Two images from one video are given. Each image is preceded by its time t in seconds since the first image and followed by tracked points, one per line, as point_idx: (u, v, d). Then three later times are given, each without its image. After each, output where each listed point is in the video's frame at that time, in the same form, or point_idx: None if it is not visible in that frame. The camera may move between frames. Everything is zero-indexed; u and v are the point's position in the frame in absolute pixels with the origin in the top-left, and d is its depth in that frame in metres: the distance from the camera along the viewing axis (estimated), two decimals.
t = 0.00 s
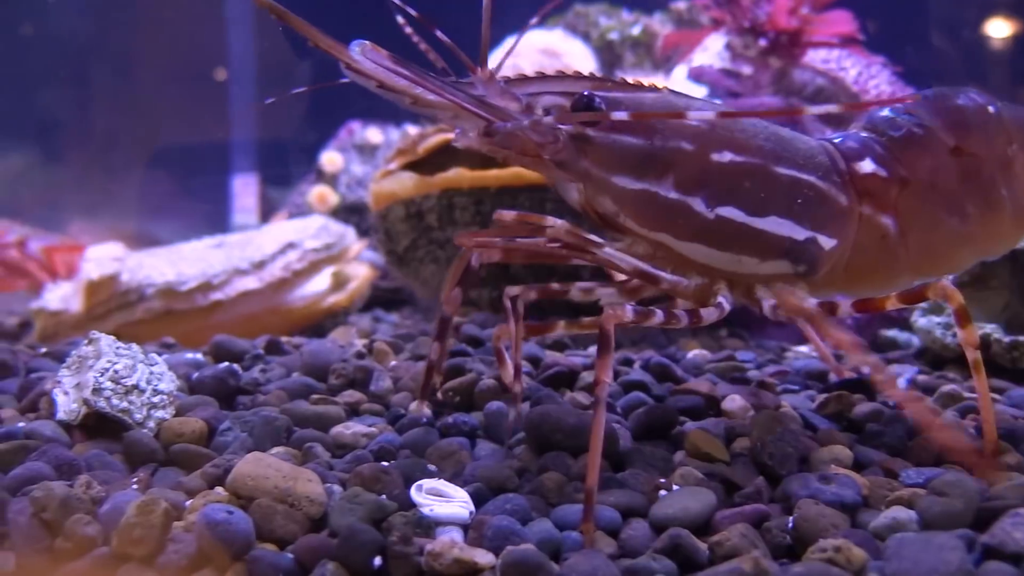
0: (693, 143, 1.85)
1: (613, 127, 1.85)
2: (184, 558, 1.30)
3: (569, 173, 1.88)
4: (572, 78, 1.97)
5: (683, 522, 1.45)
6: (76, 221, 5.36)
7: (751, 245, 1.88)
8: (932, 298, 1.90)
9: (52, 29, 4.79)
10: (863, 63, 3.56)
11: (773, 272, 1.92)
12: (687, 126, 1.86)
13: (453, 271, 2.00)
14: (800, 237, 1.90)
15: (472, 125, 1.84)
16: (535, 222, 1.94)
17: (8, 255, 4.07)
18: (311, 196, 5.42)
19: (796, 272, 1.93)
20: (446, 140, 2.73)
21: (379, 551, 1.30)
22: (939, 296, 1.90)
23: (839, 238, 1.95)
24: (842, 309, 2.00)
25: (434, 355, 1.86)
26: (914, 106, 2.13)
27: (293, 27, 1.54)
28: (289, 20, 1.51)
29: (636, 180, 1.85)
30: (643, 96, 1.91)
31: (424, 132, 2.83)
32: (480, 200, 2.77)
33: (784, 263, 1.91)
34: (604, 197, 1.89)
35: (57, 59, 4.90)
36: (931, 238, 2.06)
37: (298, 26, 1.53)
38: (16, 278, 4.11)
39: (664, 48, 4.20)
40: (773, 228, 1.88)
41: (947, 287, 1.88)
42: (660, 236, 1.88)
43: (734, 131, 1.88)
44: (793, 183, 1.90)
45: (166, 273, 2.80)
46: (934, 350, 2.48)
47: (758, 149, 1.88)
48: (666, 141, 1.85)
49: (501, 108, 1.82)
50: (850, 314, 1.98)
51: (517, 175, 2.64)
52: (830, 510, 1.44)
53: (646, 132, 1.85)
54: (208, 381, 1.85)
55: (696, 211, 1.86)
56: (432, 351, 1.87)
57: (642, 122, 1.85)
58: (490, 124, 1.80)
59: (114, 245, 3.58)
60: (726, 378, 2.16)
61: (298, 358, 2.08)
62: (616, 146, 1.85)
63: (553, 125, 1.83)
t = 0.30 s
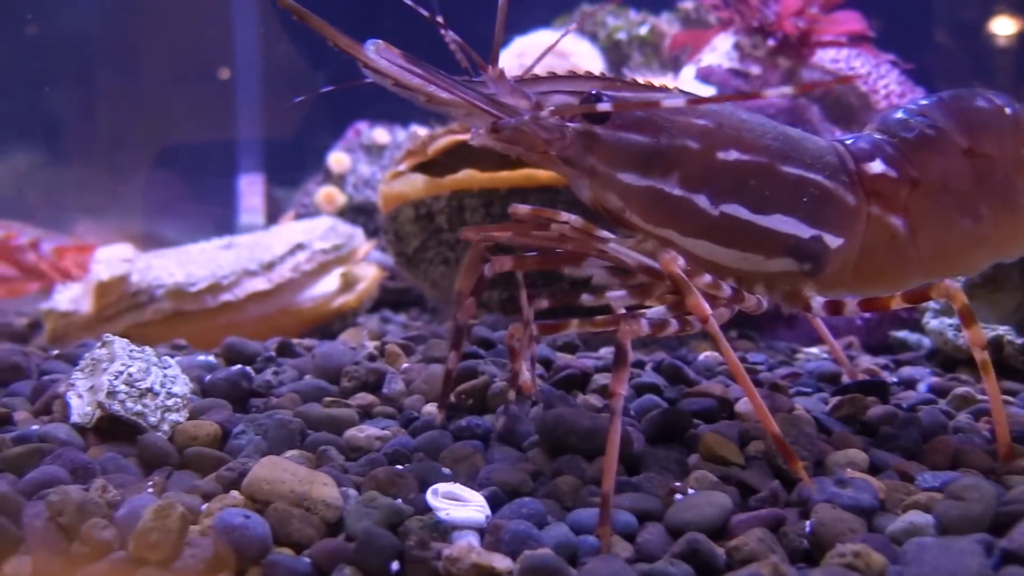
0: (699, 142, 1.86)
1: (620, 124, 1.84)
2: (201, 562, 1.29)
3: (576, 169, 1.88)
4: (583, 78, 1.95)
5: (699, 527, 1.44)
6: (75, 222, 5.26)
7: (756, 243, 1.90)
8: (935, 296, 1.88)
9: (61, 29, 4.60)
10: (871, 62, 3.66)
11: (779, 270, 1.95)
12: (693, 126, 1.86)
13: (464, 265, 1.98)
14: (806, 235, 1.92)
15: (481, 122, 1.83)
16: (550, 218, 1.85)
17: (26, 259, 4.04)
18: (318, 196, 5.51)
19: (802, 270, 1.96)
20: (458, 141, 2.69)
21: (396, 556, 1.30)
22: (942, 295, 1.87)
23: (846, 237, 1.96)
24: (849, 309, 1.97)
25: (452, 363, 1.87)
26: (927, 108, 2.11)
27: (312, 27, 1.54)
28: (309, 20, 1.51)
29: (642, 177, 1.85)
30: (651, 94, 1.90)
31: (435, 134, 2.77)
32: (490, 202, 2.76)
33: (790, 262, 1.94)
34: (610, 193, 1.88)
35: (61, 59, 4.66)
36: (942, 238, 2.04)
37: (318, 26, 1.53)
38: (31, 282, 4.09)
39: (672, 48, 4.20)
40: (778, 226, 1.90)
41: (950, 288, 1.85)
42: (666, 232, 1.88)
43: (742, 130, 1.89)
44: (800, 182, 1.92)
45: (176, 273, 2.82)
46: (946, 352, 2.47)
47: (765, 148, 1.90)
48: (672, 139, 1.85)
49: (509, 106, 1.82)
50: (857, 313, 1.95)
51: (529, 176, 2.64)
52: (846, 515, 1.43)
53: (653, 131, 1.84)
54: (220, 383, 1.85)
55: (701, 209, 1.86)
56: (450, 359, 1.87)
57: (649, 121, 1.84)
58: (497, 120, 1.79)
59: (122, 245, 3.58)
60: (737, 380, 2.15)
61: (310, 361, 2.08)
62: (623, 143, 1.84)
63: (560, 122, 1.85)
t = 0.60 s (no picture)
0: (710, 143, 1.85)
1: (633, 124, 1.84)
2: (217, 564, 1.29)
3: (586, 169, 1.90)
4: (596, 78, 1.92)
5: (716, 529, 1.43)
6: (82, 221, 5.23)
7: (765, 243, 1.89)
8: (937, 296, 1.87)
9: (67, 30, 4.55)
10: (882, 62, 3.65)
11: (788, 271, 1.95)
12: (705, 127, 1.84)
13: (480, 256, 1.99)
14: (815, 236, 1.91)
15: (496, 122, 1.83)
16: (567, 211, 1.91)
17: (40, 257, 4.03)
18: (325, 195, 5.56)
19: (812, 270, 1.96)
20: (468, 143, 2.65)
21: (414, 558, 1.30)
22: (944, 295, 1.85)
23: (856, 238, 1.96)
24: (857, 309, 1.98)
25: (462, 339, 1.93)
26: (943, 110, 2.08)
27: (332, 28, 1.53)
28: (332, 23, 1.50)
29: (652, 177, 1.85)
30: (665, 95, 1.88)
31: (444, 134, 2.73)
32: (501, 202, 2.77)
33: (798, 262, 1.94)
34: (620, 193, 1.90)
35: (66, 59, 4.59)
36: (954, 240, 2.03)
37: (338, 28, 1.53)
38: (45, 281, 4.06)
39: (680, 47, 4.20)
40: (787, 227, 1.89)
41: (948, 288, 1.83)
42: (676, 232, 1.89)
43: (754, 131, 1.88)
44: (810, 183, 1.90)
45: (186, 273, 2.82)
46: (958, 353, 2.46)
47: (776, 149, 1.88)
48: (683, 141, 1.84)
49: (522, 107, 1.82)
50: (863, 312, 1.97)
51: (539, 176, 2.64)
52: (865, 517, 1.42)
53: (664, 132, 1.84)
54: (233, 384, 1.85)
55: (709, 209, 1.86)
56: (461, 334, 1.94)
57: (661, 121, 1.84)
58: (508, 121, 1.80)
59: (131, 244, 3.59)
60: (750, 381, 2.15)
61: (323, 362, 2.08)
62: (634, 144, 1.84)
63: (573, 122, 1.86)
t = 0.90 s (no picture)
0: (715, 143, 1.83)
1: (640, 123, 1.84)
2: (236, 567, 1.29)
3: (592, 167, 1.91)
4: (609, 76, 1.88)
5: (735, 532, 1.43)
6: (85, 222, 4.94)
7: (768, 242, 1.87)
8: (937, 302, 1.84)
9: (73, 29, 4.60)
10: (890, 62, 3.64)
11: (792, 271, 1.92)
12: (712, 128, 1.83)
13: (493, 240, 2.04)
14: (816, 237, 1.88)
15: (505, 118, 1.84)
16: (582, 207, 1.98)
17: (53, 259, 4.04)
18: (333, 197, 5.43)
19: (815, 271, 1.92)
20: (478, 144, 2.70)
21: (434, 562, 1.29)
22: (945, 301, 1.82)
23: (860, 240, 1.91)
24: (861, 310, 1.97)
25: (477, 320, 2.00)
26: (957, 112, 2.01)
27: (349, 25, 1.57)
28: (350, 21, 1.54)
29: (655, 176, 1.85)
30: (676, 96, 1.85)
31: (456, 135, 2.78)
32: (511, 203, 2.80)
33: (802, 263, 1.90)
34: (625, 190, 1.90)
35: (69, 58, 4.60)
36: (963, 245, 1.97)
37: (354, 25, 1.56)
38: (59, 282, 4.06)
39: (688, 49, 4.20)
40: (789, 228, 1.87)
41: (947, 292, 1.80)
42: (679, 229, 1.89)
43: (760, 131, 1.85)
44: (814, 184, 1.86)
45: (196, 274, 2.82)
46: (971, 355, 2.46)
47: (782, 149, 1.85)
48: (688, 141, 1.83)
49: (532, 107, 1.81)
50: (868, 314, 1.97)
51: (551, 177, 2.60)
52: (886, 520, 1.41)
53: (671, 131, 1.83)
54: (247, 387, 1.85)
55: (712, 208, 1.85)
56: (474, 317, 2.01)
57: (668, 122, 1.83)
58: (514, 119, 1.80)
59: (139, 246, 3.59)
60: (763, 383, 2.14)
61: (336, 363, 2.08)
62: (641, 143, 1.85)
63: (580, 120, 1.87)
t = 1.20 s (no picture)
0: (726, 142, 1.83)
1: (654, 123, 1.85)
2: (256, 568, 1.28)
3: (605, 164, 1.91)
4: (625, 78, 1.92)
5: (755, 534, 1.42)
6: (97, 220, 5.01)
7: (779, 241, 1.86)
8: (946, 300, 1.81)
9: (78, 31, 4.60)
10: (902, 63, 3.64)
11: (803, 270, 1.90)
12: (724, 127, 1.83)
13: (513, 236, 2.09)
14: (827, 236, 1.86)
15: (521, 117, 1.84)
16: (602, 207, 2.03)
17: (70, 256, 4.17)
18: (341, 197, 5.42)
19: (826, 270, 1.90)
20: (490, 143, 2.70)
21: (455, 563, 1.29)
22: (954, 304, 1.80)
23: (871, 239, 1.89)
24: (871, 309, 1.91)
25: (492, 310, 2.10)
26: (975, 112, 1.98)
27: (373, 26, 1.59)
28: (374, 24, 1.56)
29: (667, 174, 1.85)
30: (689, 96, 1.87)
31: (467, 134, 2.78)
32: (525, 203, 2.78)
33: (813, 262, 1.89)
34: (638, 187, 1.90)
35: (73, 57, 4.61)
36: (976, 246, 1.95)
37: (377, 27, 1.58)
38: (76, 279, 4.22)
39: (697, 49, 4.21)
40: (799, 226, 1.85)
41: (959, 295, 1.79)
42: (690, 228, 1.88)
43: (772, 131, 1.84)
44: (826, 183, 1.85)
45: (206, 274, 2.82)
46: (985, 357, 2.45)
47: (794, 148, 1.84)
48: (700, 140, 1.83)
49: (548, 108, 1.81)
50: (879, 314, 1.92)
51: (564, 176, 2.59)
52: (907, 523, 1.40)
53: (683, 130, 1.84)
54: (263, 388, 1.85)
55: (723, 206, 1.84)
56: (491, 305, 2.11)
57: (680, 121, 1.84)
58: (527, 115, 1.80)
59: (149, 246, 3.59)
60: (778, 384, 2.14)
61: (350, 364, 2.08)
62: (654, 142, 1.85)
63: (596, 120, 1.89)
